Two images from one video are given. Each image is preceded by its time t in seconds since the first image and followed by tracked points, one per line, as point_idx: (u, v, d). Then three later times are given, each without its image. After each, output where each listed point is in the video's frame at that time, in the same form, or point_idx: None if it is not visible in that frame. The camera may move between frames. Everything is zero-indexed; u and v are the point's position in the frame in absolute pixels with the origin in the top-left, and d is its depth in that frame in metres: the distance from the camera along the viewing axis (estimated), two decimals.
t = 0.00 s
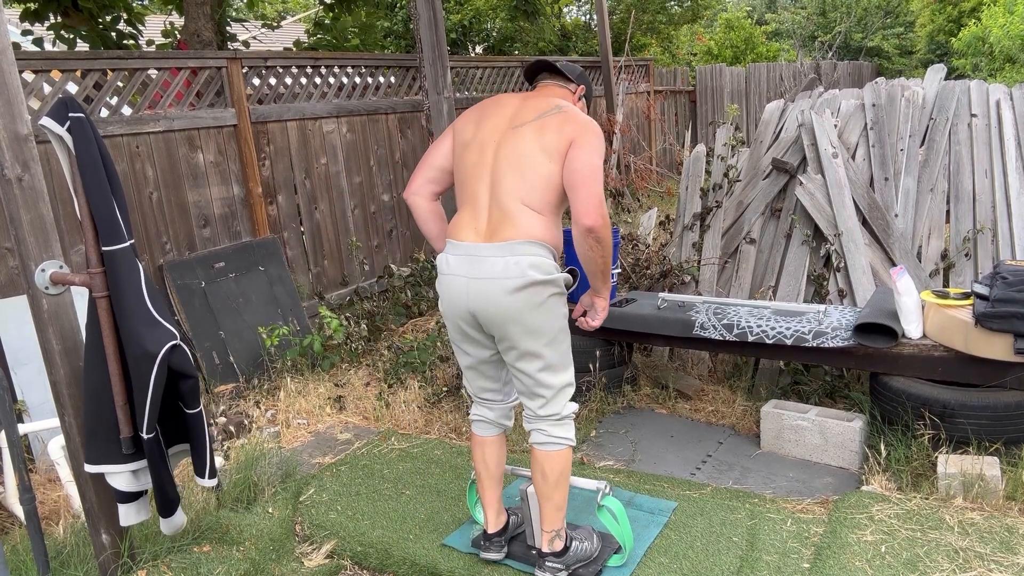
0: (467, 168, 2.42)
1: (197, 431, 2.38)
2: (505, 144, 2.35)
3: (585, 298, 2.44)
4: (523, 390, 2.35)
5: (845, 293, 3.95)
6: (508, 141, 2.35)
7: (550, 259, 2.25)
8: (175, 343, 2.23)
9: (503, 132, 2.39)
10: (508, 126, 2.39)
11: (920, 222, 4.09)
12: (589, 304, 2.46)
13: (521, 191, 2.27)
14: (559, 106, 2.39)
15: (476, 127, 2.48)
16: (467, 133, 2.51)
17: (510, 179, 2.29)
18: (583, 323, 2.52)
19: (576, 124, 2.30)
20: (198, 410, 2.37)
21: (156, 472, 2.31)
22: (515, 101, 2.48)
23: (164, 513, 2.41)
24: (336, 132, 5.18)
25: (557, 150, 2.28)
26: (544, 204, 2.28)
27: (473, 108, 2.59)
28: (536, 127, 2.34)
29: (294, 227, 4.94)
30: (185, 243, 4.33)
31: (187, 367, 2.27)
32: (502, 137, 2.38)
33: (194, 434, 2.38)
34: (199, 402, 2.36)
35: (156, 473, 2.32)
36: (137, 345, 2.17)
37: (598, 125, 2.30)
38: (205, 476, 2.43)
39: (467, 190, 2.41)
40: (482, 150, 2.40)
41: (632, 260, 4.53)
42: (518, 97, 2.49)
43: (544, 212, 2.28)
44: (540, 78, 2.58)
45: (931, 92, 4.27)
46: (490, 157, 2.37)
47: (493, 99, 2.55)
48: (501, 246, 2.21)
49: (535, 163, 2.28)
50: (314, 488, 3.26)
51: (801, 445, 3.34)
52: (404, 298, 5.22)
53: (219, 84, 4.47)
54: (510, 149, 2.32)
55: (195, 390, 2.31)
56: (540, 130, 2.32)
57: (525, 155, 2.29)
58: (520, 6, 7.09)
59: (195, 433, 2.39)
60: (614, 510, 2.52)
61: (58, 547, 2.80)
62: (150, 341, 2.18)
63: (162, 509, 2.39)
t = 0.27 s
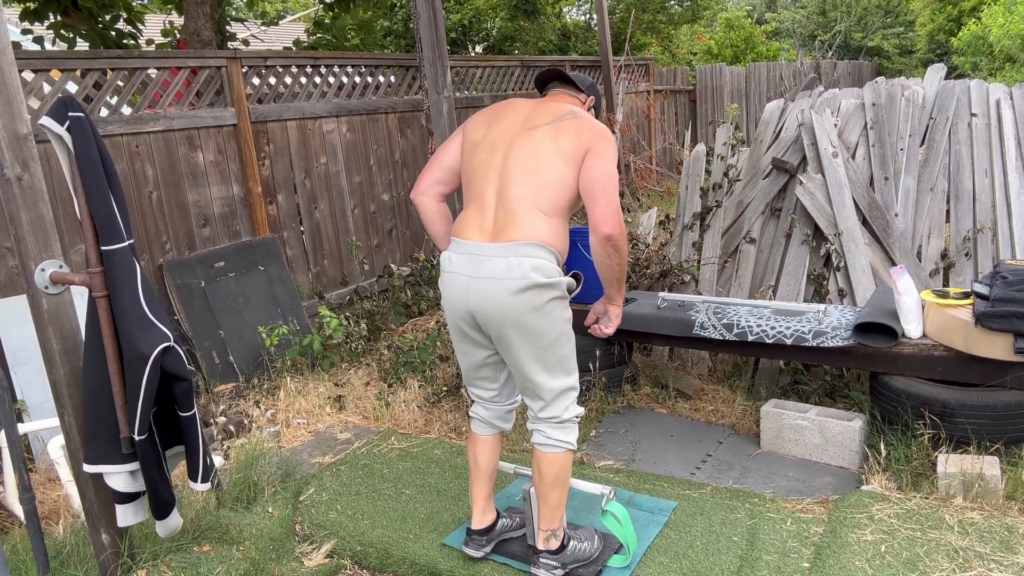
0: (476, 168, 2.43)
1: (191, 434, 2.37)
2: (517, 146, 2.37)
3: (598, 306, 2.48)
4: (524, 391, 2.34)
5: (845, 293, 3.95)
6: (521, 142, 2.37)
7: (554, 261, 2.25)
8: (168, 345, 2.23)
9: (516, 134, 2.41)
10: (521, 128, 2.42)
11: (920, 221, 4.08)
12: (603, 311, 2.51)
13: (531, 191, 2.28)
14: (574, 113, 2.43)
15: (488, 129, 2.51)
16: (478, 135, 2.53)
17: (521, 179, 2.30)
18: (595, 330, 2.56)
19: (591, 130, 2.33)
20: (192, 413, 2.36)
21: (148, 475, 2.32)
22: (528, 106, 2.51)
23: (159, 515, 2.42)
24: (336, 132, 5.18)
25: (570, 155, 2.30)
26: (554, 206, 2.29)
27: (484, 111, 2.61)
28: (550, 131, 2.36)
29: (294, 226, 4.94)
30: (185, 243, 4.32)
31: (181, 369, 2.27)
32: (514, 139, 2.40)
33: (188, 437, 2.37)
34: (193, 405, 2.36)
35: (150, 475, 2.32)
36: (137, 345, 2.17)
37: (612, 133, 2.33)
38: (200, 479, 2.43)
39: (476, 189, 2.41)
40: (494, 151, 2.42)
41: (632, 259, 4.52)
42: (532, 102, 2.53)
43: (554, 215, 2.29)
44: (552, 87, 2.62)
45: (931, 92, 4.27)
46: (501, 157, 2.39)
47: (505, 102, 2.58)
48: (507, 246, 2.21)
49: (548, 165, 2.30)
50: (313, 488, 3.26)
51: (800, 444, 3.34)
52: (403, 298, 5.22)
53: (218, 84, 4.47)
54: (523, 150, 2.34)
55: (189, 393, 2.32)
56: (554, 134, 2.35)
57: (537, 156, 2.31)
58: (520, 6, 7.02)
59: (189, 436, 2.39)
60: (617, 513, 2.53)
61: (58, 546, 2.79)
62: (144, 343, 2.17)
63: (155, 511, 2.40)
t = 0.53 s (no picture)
0: (476, 167, 2.44)
1: (194, 434, 2.37)
2: (518, 146, 2.38)
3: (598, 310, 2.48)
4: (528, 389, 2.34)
5: (845, 293, 3.95)
6: (521, 142, 2.38)
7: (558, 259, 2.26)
8: (168, 345, 2.22)
9: (516, 134, 2.42)
10: (521, 128, 2.43)
11: (920, 222, 4.08)
12: (604, 315, 2.50)
13: (532, 190, 2.29)
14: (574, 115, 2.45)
15: (488, 129, 2.52)
16: (478, 134, 2.53)
17: (521, 178, 2.31)
18: (596, 334, 2.55)
19: (591, 133, 2.36)
20: (195, 413, 2.36)
21: (148, 476, 2.32)
22: (529, 107, 2.53)
23: (160, 516, 2.41)
24: (336, 132, 5.18)
25: (570, 155, 2.32)
26: (554, 205, 2.30)
27: (485, 112, 2.63)
28: (551, 132, 2.38)
29: (294, 226, 4.94)
30: (185, 243, 4.32)
31: (182, 370, 2.27)
32: (515, 139, 2.41)
33: (192, 438, 2.37)
34: (195, 405, 2.35)
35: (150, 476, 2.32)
36: (137, 345, 2.17)
37: (611, 135, 2.36)
38: (203, 479, 2.43)
39: (476, 188, 2.42)
40: (495, 150, 2.43)
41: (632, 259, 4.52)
42: (532, 104, 2.55)
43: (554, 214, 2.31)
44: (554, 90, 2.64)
45: (931, 92, 4.27)
46: (502, 157, 2.40)
47: (505, 104, 2.60)
48: (512, 245, 2.21)
49: (548, 165, 2.31)
50: (313, 488, 3.26)
51: (801, 444, 3.34)
52: (404, 298, 5.21)
53: (219, 84, 4.47)
54: (523, 150, 2.36)
55: (191, 393, 2.32)
56: (554, 135, 2.36)
57: (538, 156, 2.33)
58: (520, 6, 7.08)
59: (192, 436, 2.38)
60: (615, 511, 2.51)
61: (58, 546, 2.79)
62: (143, 343, 2.17)
63: (156, 512, 2.39)
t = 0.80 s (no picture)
0: (476, 168, 2.45)
1: (195, 434, 2.37)
2: (518, 148, 2.39)
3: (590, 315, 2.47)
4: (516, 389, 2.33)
5: (845, 293, 3.95)
6: (521, 145, 2.39)
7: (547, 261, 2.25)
8: (169, 345, 2.22)
9: (517, 137, 2.43)
10: (523, 131, 2.44)
11: (920, 222, 4.09)
12: (594, 321, 2.49)
13: (527, 192, 2.29)
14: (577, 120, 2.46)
15: (491, 132, 2.53)
16: (482, 137, 2.55)
17: (519, 180, 2.32)
18: (587, 336, 2.54)
19: (591, 138, 2.35)
20: (196, 413, 2.36)
21: (152, 474, 2.31)
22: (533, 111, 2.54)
23: (162, 515, 2.41)
24: (336, 132, 5.18)
25: (568, 159, 2.32)
26: (549, 208, 2.30)
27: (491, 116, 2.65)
28: (551, 135, 2.38)
29: (294, 226, 4.94)
30: (185, 243, 4.32)
31: (184, 370, 2.27)
32: (516, 141, 2.42)
33: (193, 439, 2.38)
34: (196, 404, 2.35)
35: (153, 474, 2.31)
36: (137, 345, 2.17)
37: (612, 141, 2.35)
38: (204, 479, 2.43)
39: (474, 189, 2.42)
40: (496, 152, 2.44)
41: (632, 260, 4.51)
42: (537, 108, 2.56)
43: (549, 217, 2.30)
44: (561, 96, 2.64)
45: (931, 92, 4.28)
46: (501, 159, 2.40)
47: (511, 108, 2.61)
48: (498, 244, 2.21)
49: (546, 168, 2.31)
50: (314, 488, 3.26)
51: (801, 444, 3.34)
52: (404, 298, 5.21)
53: (219, 84, 4.47)
54: (523, 152, 2.36)
55: (192, 392, 2.32)
56: (554, 138, 2.37)
57: (536, 158, 2.33)
58: (520, 6, 7.08)
59: (193, 436, 2.38)
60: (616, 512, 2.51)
61: (58, 547, 2.79)
62: (145, 343, 2.17)
63: (159, 511, 2.39)
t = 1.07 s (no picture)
0: (478, 178, 2.48)
1: (195, 432, 2.37)
2: (521, 159, 2.43)
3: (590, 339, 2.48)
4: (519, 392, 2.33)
5: (845, 292, 3.95)
6: (525, 157, 2.43)
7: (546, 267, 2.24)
8: (170, 345, 2.22)
9: (521, 150, 2.48)
10: (527, 145, 2.49)
11: (920, 222, 4.08)
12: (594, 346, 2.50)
13: (527, 199, 2.31)
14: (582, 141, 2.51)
15: (496, 147, 2.58)
16: (487, 153, 2.59)
17: (520, 188, 2.34)
18: (587, 362, 2.56)
19: (596, 155, 2.40)
20: (196, 412, 2.36)
21: (153, 473, 2.32)
22: (539, 131, 2.60)
23: (163, 514, 2.41)
24: (336, 132, 5.18)
25: (571, 171, 2.35)
26: (548, 215, 2.30)
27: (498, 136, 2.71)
28: (555, 149, 2.43)
29: (294, 226, 4.94)
30: (185, 243, 4.32)
31: (184, 369, 2.27)
32: (519, 153, 2.46)
33: (193, 439, 2.38)
34: (196, 404, 2.35)
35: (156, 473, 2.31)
36: (136, 345, 2.17)
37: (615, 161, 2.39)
38: (203, 478, 2.42)
39: (474, 197, 2.44)
40: (498, 164, 2.48)
41: (632, 259, 4.51)
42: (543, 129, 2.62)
43: (549, 226, 2.30)
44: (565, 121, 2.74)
45: (931, 91, 4.27)
46: (504, 169, 2.43)
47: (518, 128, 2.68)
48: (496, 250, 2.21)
49: (548, 178, 2.34)
50: (313, 488, 3.26)
51: (801, 444, 3.34)
52: (404, 298, 5.20)
53: (218, 84, 4.47)
54: (526, 163, 2.40)
55: (192, 391, 2.31)
56: (557, 152, 2.41)
57: (539, 169, 2.36)
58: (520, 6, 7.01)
59: (193, 435, 2.38)
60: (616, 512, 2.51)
61: (58, 546, 2.79)
62: (146, 343, 2.17)
63: (160, 510, 2.39)
